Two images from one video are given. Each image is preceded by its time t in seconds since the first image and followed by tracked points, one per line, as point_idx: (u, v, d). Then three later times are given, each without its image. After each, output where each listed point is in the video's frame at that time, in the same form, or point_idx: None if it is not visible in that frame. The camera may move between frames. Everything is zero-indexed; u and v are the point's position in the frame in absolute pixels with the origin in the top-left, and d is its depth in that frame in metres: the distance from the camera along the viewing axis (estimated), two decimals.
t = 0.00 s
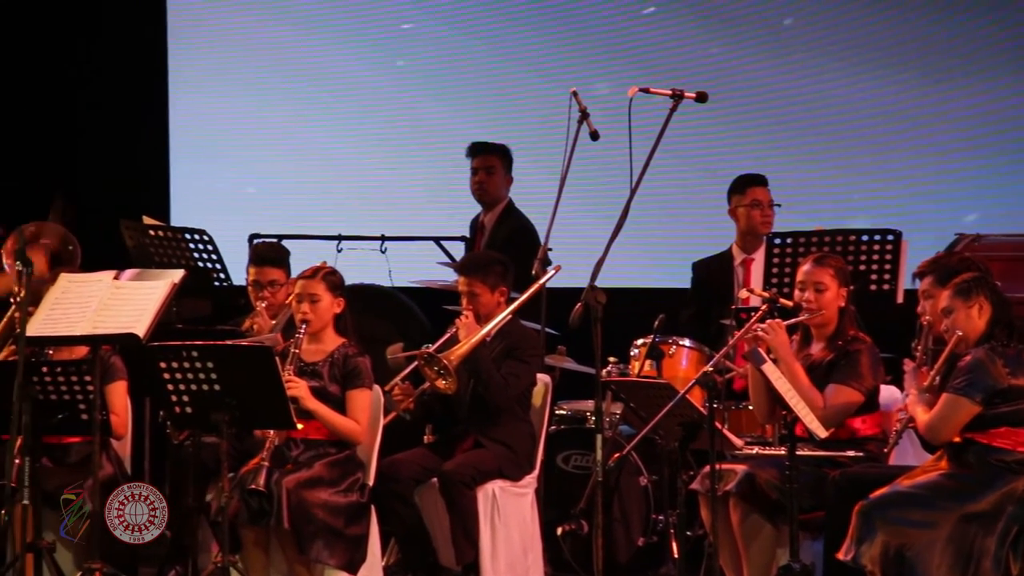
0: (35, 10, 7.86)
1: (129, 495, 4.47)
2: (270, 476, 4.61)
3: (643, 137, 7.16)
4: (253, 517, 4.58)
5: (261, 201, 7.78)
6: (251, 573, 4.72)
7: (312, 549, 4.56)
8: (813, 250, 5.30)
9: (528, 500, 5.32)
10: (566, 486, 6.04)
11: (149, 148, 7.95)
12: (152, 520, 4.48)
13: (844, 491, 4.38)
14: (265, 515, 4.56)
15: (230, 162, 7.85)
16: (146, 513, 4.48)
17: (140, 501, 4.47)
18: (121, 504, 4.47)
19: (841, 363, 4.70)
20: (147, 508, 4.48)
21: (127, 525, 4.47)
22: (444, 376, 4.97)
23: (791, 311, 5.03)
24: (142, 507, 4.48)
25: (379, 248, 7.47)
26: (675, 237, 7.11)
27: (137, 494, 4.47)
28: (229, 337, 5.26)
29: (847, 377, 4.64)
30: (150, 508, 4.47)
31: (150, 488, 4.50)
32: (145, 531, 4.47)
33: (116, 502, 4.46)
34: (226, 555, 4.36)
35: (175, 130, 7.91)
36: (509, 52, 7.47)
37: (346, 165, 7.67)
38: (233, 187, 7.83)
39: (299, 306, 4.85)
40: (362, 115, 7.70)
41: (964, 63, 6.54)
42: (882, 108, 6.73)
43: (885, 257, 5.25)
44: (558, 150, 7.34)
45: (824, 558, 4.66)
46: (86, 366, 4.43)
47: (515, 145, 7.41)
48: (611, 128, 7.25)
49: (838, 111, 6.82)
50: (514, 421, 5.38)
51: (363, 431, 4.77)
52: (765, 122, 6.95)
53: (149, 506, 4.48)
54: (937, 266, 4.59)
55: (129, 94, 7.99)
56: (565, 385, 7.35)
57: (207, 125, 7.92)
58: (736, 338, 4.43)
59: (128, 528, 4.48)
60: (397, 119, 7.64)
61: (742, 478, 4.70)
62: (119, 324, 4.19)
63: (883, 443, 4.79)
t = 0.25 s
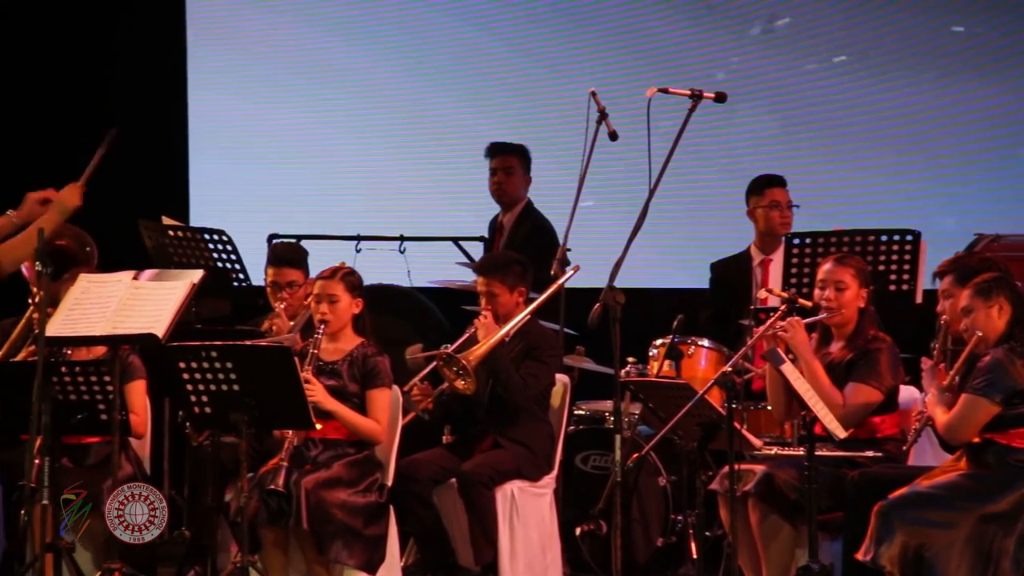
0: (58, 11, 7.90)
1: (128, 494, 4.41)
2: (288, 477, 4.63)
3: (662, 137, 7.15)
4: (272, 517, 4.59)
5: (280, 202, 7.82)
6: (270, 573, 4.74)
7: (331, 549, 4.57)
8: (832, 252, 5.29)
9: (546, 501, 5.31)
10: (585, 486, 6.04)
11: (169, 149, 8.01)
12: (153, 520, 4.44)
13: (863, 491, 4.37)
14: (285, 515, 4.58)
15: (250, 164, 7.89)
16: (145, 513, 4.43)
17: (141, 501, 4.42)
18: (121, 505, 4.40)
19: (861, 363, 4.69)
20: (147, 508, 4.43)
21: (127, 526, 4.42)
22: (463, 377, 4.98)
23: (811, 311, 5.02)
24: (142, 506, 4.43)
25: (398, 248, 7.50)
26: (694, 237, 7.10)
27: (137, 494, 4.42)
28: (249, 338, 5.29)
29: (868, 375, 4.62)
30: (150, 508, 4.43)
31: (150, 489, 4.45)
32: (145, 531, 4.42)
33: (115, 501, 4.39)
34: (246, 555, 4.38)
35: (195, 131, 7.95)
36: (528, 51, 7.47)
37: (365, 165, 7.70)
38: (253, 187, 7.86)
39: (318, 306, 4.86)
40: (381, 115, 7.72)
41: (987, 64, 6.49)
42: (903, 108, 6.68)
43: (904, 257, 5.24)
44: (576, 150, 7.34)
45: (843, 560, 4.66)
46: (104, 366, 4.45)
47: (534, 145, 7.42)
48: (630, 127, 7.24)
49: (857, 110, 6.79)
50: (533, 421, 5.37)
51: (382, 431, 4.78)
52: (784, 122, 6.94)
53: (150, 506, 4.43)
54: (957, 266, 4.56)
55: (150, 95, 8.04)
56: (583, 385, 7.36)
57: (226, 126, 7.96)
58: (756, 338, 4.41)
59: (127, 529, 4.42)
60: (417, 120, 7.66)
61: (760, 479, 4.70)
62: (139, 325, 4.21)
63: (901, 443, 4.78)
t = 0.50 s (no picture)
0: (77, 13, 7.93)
1: (128, 495, 4.42)
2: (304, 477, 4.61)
3: (678, 136, 7.14)
4: (288, 516, 4.56)
5: (296, 202, 7.82)
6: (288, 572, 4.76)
7: (348, 549, 4.58)
8: (848, 251, 5.27)
9: (563, 501, 5.28)
10: (601, 486, 6.05)
11: (185, 151, 8.03)
12: (153, 520, 4.45)
13: (880, 490, 4.36)
14: (301, 515, 4.54)
15: (266, 164, 7.89)
16: (145, 513, 4.44)
17: (140, 501, 4.43)
18: (121, 505, 4.42)
19: (880, 363, 4.67)
20: (147, 508, 4.44)
21: (127, 526, 4.45)
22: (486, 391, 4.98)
23: (829, 311, 5.01)
24: (142, 507, 4.44)
25: (415, 248, 7.49)
26: (711, 237, 7.09)
27: (137, 494, 4.42)
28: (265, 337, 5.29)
29: (888, 376, 4.61)
30: (150, 508, 4.43)
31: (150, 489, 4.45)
32: (145, 532, 4.45)
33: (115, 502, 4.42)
34: (263, 556, 4.39)
35: (211, 132, 7.97)
36: (544, 51, 7.47)
37: (381, 166, 7.71)
38: (269, 188, 7.87)
39: (335, 306, 4.87)
40: (397, 116, 7.73)
41: (1005, 66, 6.46)
42: (919, 110, 6.67)
43: (921, 257, 5.23)
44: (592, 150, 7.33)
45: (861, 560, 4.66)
46: (122, 365, 4.49)
47: (550, 145, 7.41)
48: (646, 128, 7.25)
49: (873, 110, 6.77)
50: (551, 423, 5.31)
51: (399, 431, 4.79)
52: (800, 122, 6.93)
53: (149, 507, 4.43)
54: (975, 265, 4.55)
55: (167, 96, 8.07)
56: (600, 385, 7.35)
57: (243, 126, 7.97)
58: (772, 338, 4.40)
59: (127, 529, 4.46)
60: (433, 120, 7.66)
61: (778, 479, 4.69)
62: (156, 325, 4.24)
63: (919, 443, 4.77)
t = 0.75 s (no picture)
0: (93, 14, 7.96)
1: (129, 493, 4.42)
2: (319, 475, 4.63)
3: (692, 136, 7.14)
4: (303, 516, 4.59)
5: (310, 201, 7.83)
6: (303, 572, 4.78)
7: (363, 549, 4.58)
8: (863, 251, 5.26)
9: (579, 499, 5.26)
10: (617, 485, 6.05)
11: (200, 151, 8.06)
12: (153, 521, 4.45)
13: (895, 489, 4.35)
14: (316, 514, 4.57)
15: (280, 164, 7.91)
16: (145, 513, 4.44)
17: (142, 501, 4.40)
18: (122, 504, 4.43)
19: (897, 364, 4.67)
20: (147, 508, 4.41)
21: (127, 525, 4.47)
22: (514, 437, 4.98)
23: (846, 310, 5.00)
24: (143, 506, 4.41)
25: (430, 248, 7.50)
26: (725, 237, 7.09)
27: (139, 494, 4.39)
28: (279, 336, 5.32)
29: (905, 375, 4.60)
30: (149, 507, 4.39)
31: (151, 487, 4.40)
32: (145, 532, 4.46)
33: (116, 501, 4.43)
34: (277, 555, 4.39)
35: (226, 132, 7.99)
36: (559, 51, 7.47)
37: (395, 166, 7.72)
38: (283, 188, 7.88)
39: (349, 306, 4.88)
40: (412, 116, 7.74)
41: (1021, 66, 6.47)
42: (931, 109, 6.68)
43: (936, 256, 5.22)
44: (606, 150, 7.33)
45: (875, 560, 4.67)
46: (137, 365, 4.50)
47: (564, 144, 7.41)
48: (660, 127, 7.23)
49: (887, 109, 6.77)
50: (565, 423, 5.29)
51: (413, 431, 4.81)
52: (814, 121, 6.92)
53: (149, 506, 4.39)
54: (992, 264, 4.55)
55: (182, 96, 8.09)
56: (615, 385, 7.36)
57: (257, 126, 7.98)
58: (788, 337, 4.40)
59: (127, 529, 4.48)
60: (447, 120, 7.67)
61: (793, 479, 4.69)
62: (170, 324, 4.25)
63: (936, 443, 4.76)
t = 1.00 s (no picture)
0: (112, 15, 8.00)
1: (128, 494, 4.54)
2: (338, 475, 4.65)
3: (711, 136, 7.13)
4: (322, 515, 4.61)
5: (329, 201, 7.85)
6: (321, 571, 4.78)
7: (382, 549, 4.59)
8: (881, 251, 5.24)
9: (597, 499, 5.26)
10: (635, 485, 6.05)
11: (219, 151, 8.08)
12: (152, 521, 4.55)
13: (914, 489, 4.34)
14: (335, 513, 4.59)
15: (298, 163, 7.92)
16: (145, 513, 4.55)
17: (140, 502, 4.53)
18: (122, 504, 4.54)
19: (918, 366, 4.66)
20: (147, 508, 4.54)
21: (127, 525, 4.56)
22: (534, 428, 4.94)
23: (865, 310, 4.99)
24: (141, 506, 4.54)
25: (448, 247, 7.51)
26: (743, 236, 7.06)
27: (137, 495, 4.53)
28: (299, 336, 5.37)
29: (925, 376, 4.59)
30: (149, 508, 4.53)
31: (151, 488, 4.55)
32: (144, 532, 4.56)
33: (115, 502, 4.53)
34: (296, 554, 4.42)
35: (245, 132, 8.01)
36: (577, 50, 7.47)
37: (414, 166, 7.74)
38: (301, 188, 7.90)
39: (368, 305, 4.89)
40: (430, 116, 7.75)
41: None
42: (945, 110, 6.68)
43: (956, 256, 5.20)
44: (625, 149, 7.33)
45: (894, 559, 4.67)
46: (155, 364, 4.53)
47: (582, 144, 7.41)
48: (678, 126, 7.22)
49: (906, 109, 6.76)
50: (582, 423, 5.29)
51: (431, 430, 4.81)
52: (833, 121, 6.89)
53: (149, 506, 4.54)
54: (1011, 264, 4.54)
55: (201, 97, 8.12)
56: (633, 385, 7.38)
57: (275, 126, 7.99)
58: (806, 337, 4.39)
59: (128, 529, 4.56)
60: (466, 119, 7.68)
61: (812, 478, 4.68)
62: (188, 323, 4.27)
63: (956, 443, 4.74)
